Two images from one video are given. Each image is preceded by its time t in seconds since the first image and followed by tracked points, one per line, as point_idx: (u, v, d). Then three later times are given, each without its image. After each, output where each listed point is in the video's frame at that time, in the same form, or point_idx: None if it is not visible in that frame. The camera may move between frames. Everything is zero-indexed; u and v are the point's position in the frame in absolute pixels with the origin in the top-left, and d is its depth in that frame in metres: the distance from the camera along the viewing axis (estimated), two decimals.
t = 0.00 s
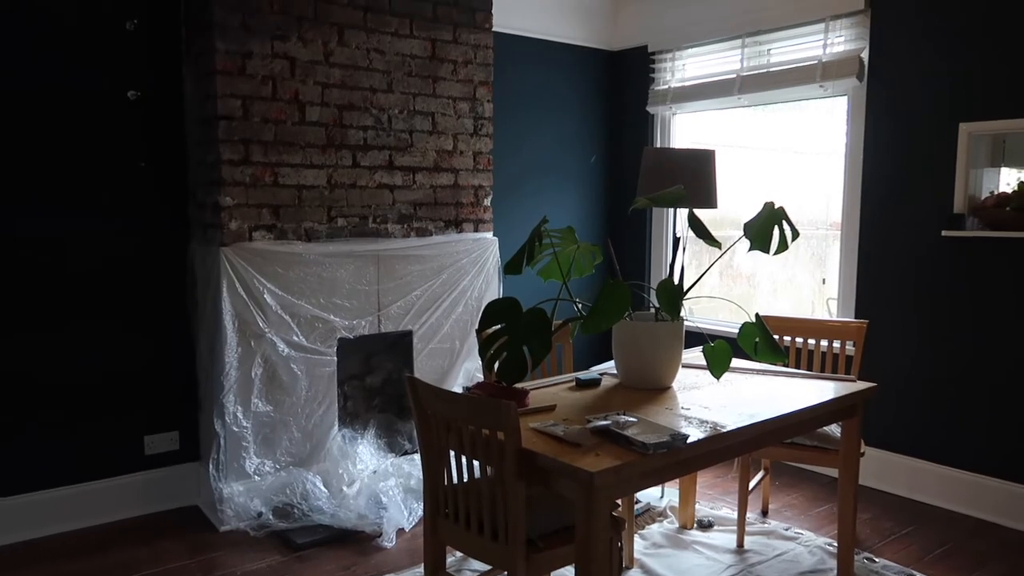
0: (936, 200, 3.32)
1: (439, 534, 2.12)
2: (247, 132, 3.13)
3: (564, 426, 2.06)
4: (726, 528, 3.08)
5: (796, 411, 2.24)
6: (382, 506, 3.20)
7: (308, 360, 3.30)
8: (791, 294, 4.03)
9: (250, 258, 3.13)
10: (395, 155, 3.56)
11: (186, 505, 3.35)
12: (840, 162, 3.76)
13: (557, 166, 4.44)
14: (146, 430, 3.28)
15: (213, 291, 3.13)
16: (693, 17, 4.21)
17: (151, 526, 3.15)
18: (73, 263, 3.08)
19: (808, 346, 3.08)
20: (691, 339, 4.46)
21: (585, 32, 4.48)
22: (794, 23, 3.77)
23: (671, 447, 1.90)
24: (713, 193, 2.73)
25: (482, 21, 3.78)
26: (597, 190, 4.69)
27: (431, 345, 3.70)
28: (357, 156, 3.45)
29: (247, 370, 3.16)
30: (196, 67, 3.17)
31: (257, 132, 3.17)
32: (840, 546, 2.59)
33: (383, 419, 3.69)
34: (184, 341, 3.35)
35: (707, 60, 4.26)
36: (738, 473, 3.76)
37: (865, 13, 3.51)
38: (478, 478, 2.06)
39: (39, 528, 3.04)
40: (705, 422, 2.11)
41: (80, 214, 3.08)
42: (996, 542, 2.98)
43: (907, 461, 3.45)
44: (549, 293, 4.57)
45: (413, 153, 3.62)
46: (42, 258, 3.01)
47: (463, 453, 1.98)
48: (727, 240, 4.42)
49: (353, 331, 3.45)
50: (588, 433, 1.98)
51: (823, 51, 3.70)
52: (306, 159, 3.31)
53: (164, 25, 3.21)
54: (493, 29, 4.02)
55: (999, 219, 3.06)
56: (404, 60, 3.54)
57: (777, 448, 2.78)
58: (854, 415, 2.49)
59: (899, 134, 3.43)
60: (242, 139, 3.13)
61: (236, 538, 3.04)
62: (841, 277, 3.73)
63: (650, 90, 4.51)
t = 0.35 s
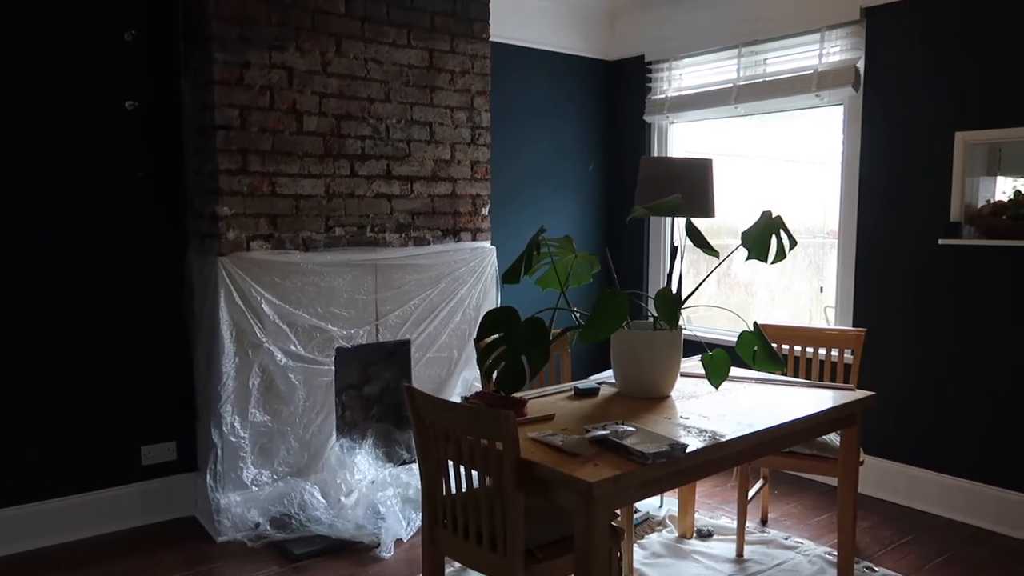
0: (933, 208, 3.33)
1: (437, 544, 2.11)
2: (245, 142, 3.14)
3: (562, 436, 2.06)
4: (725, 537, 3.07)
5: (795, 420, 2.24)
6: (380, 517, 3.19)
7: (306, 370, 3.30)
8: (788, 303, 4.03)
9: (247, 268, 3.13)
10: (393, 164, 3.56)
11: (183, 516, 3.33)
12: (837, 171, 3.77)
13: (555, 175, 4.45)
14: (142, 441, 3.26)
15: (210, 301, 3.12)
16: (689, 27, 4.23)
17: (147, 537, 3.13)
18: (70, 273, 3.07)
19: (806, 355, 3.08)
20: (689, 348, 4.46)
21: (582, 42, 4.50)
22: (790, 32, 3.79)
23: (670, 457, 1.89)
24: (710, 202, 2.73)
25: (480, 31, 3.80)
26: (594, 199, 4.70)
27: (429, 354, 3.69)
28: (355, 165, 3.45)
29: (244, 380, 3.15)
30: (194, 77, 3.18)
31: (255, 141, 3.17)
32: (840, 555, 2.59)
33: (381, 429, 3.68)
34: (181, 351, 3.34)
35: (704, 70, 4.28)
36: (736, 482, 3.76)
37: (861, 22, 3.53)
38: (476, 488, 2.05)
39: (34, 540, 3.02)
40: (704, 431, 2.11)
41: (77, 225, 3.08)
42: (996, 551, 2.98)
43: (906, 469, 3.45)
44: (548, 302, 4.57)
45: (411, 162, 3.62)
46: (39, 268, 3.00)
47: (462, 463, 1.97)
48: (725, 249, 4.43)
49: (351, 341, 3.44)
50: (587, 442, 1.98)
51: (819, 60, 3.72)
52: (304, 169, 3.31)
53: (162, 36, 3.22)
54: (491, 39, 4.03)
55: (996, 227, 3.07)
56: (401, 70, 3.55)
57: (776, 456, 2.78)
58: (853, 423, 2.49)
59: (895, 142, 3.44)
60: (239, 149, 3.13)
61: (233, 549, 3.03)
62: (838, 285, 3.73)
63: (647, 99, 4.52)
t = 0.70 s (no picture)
0: (931, 213, 3.33)
1: (436, 550, 2.11)
2: (243, 147, 3.14)
3: (561, 441, 2.05)
4: (724, 542, 3.07)
5: (793, 424, 2.24)
6: (378, 522, 3.18)
7: (304, 375, 3.29)
8: (787, 307, 4.03)
9: (245, 273, 3.13)
10: (391, 169, 3.56)
11: (180, 522, 3.32)
12: (835, 176, 3.78)
13: (553, 180, 4.46)
14: (140, 447, 3.26)
15: (208, 306, 3.12)
16: (687, 32, 4.25)
17: (145, 543, 3.12)
18: (68, 278, 3.07)
19: (804, 359, 3.08)
20: (688, 352, 4.46)
21: (580, 47, 4.51)
22: (788, 37, 3.80)
23: (669, 462, 1.89)
24: (708, 207, 2.73)
25: (478, 36, 3.80)
26: (592, 204, 4.70)
27: (427, 359, 3.69)
28: (353, 170, 3.45)
29: (242, 385, 3.15)
30: (192, 83, 3.18)
31: (253, 146, 3.17)
32: (839, 560, 2.58)
33: (379, 434, 3.67)
34: (179, 356, 3.33)
35: (702, 74, 4.29)
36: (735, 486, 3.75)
37: (858, 27, 3.54)
38: (474, 494, 2.05)
39: (31, 546, 3.01)
40: (703, 436, 2.11)
41: (74, 231, 3.07)
42: (995, 555, 2.97)
43: (906, 474, 3.44)
44: (546, 307, 4.57)
45: (409, 167, 3.62)
46: (36, 273, 2.99)
47: (460, 469, 1.96)
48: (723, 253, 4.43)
49: (349, 346, 3.43)
50: (586, 448, 1.97)
51: (816, 65, 3.73)
52: (302, 174, 3.31)
53: (161, 42, 3.22)
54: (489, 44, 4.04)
55: (993, 231, 3.08)
56: (399, 74, 3.55)
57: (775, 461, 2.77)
58: (852, 428, 2.49)
59: (893, 147, 3.45)
60: (238, 154, 3.13)
61: (231, 555, 3.02)
62: (837, 290, 3.73)
63: (644, 104, 4.53)
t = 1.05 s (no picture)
0: (929, 213, 3.33)
1: (434, 552, 2.10)
2: (240, 149, 3.13)
3: (559, 443, 2.05)
4: (723, 543, 3.06)
5: (792, 426, 2.23)
6: (377, 524, 3.18)
7: (301, 377, 3.28)
8: (785, 308, 4.03)
9: (243, 275, 3.12)
10: (389, 170, 3.56)
11: (177, 525, 3.31)
12: (833, 177, 3.78)
13: (551, 182, 4.45)
14: (137, 449, 3.25)
15: (205, 308, 3.11)
16: (684, 33, 4.25)
17: (142, 546, 3.11)
18: (64, 280, 3.06)
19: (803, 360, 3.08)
20: (686, 353, 4.45)
21: (578, 48, 4.51)
22: (786, 38, 3.80)
23: (667, 464, 1.89)
24: (707, 208, 2.73)
25: (475, 37, 3.80)
26: (590, 205, 4.70)
27: (426, 360, 3.68)
28: (350, 172, 3.44)
29: (240, 387, 3.14)
30: (189, 84, 3.17)
31: (251, 148, 3.16)
32: (838, 561, 2.58)
33: (377, 436, 3.66)
34: (176, 358, 3.33)
35: (699, 75, 4.29)
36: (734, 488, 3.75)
37: (856, 28, 3.54)
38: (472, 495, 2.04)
39: (28, 549, 3.00)
40: (702, 437, 2.10)
41: (71, 232, 3.06)
42: (994, 556, 2.97)
43: (905, 474, 3.44)
44: (544, 308, 4.57)
45: (407, 168, 3.62)
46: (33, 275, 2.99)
47: (458, 471, 1.96)
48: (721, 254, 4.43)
49: (347, 347, 3.43)
50: (584, 449, 1.97)
51: (814, 66, 3.73)
52: (300, 175, 3.30)
53: (158, 43, 3.22)
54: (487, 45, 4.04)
55: (991, 232, 3.08)
56: (397, 76, 3.55)
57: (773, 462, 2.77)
58: (851, 428, 2.48)
59: (891, 148, 3.45)
60: (235, 155, 3.12)
61: (229, 558, 3.01)
62: (835, 291, 3.73)
63: (642, 105, 4.53)
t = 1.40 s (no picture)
0: (925, 210, 3.33)
1: (431, 548, 2.10)
2: (236, 145, 3.12)
3: (557, 439, 2.05)
4: (720, 539, 3.07)
5: (789, 422, 2.23)
6: (374, 521, 3.17)
7: (298, 373, 3.28)
8: (782, 304, 4.03)
9: (239, 271, 3.11)
10: (385, 167, 3.55)
11: (174, 522, 3.31)
12: (829, 173, 3.78)
13: (548, 178, 4.45)
14: (134, 446, 3.24)
15: (201, 304, 3.10)
16: (681, 30, 4.24)
17: (139, 543, 3.11)
18: (59, 277, 3.04)
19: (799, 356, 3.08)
20: (683, 350, 4.45)
21: (574, 45, 4.50)
22: (782, 35, 3.79)
23: (665, 460, 1.89)
24: (704, 204, 2.73)
25: (472, 33, 3.79)
26: (587, 202, 4.69)
27: (423, 357, 3.67)
28: (347, 168, 3.43)
29: (237, 384, 3.13)
30: (184, 80, 3.16)
31: (247, 144, 3.15)
32: (834, 556, 2.58)
33: (374, 433, 3.66)
34: (172, 355, 3.32)
35: (697, 72, 4.28)
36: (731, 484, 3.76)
37: (853, 24, 3.54)
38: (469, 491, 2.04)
39: (24, 546, 2.99)
40: (699, 434, 2.10)
41: (66, 229, 3.05)
42: (990, 552, 2.98)
43: (902, 470, 3.45)
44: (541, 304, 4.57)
45: (403, 165, 3.61)
46: (28, 272, 2.97)
47: (455, 467, 1.95)
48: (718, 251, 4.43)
49: (344, 344, 3.42)
50: (581, 446, 1.97)
51: (811, 62, 3.73)
52: (296, 172, 3.29)
53: (153, 39, 3.20)
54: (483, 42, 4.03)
55: (988, 228, 3.08)
56: (393, 72, 3.54)
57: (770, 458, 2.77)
58: (848, 425, 2.49)
59: (888, 144, 3.45)
60: (231, 152, 3.11)
61: (226, 555, 3.01)
62: (831, 287, 3.74)
63: (639, 102, 4.52)
